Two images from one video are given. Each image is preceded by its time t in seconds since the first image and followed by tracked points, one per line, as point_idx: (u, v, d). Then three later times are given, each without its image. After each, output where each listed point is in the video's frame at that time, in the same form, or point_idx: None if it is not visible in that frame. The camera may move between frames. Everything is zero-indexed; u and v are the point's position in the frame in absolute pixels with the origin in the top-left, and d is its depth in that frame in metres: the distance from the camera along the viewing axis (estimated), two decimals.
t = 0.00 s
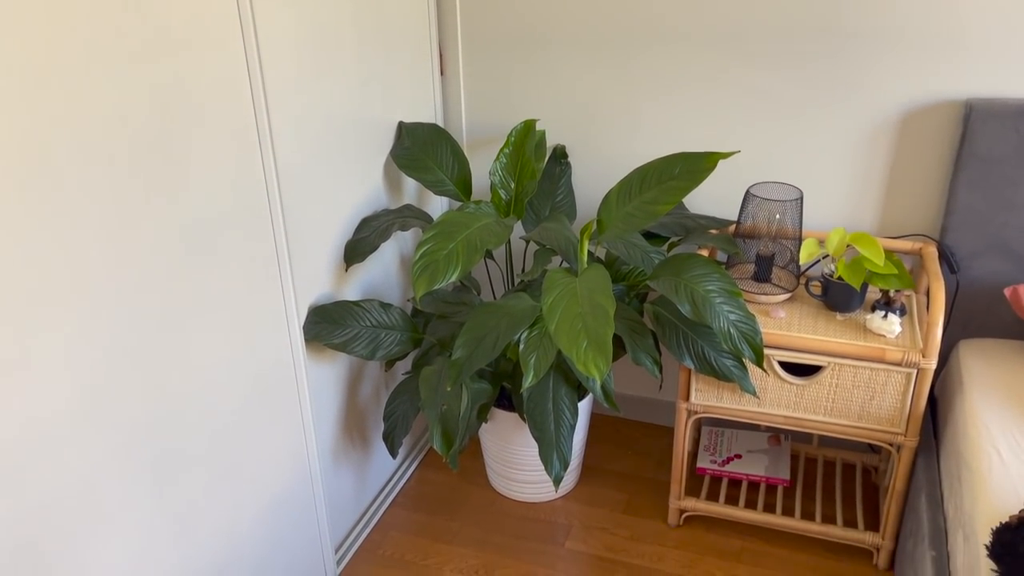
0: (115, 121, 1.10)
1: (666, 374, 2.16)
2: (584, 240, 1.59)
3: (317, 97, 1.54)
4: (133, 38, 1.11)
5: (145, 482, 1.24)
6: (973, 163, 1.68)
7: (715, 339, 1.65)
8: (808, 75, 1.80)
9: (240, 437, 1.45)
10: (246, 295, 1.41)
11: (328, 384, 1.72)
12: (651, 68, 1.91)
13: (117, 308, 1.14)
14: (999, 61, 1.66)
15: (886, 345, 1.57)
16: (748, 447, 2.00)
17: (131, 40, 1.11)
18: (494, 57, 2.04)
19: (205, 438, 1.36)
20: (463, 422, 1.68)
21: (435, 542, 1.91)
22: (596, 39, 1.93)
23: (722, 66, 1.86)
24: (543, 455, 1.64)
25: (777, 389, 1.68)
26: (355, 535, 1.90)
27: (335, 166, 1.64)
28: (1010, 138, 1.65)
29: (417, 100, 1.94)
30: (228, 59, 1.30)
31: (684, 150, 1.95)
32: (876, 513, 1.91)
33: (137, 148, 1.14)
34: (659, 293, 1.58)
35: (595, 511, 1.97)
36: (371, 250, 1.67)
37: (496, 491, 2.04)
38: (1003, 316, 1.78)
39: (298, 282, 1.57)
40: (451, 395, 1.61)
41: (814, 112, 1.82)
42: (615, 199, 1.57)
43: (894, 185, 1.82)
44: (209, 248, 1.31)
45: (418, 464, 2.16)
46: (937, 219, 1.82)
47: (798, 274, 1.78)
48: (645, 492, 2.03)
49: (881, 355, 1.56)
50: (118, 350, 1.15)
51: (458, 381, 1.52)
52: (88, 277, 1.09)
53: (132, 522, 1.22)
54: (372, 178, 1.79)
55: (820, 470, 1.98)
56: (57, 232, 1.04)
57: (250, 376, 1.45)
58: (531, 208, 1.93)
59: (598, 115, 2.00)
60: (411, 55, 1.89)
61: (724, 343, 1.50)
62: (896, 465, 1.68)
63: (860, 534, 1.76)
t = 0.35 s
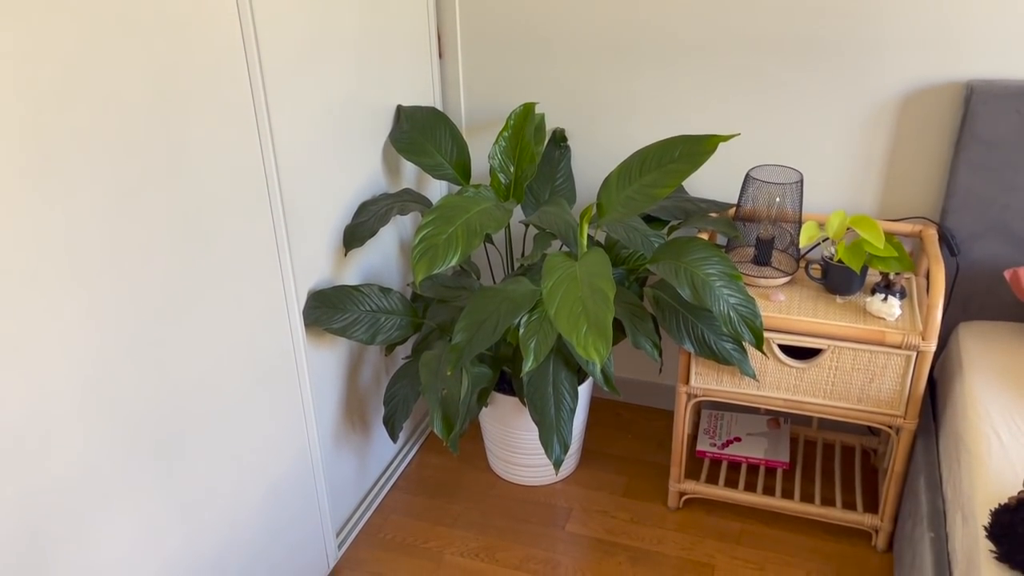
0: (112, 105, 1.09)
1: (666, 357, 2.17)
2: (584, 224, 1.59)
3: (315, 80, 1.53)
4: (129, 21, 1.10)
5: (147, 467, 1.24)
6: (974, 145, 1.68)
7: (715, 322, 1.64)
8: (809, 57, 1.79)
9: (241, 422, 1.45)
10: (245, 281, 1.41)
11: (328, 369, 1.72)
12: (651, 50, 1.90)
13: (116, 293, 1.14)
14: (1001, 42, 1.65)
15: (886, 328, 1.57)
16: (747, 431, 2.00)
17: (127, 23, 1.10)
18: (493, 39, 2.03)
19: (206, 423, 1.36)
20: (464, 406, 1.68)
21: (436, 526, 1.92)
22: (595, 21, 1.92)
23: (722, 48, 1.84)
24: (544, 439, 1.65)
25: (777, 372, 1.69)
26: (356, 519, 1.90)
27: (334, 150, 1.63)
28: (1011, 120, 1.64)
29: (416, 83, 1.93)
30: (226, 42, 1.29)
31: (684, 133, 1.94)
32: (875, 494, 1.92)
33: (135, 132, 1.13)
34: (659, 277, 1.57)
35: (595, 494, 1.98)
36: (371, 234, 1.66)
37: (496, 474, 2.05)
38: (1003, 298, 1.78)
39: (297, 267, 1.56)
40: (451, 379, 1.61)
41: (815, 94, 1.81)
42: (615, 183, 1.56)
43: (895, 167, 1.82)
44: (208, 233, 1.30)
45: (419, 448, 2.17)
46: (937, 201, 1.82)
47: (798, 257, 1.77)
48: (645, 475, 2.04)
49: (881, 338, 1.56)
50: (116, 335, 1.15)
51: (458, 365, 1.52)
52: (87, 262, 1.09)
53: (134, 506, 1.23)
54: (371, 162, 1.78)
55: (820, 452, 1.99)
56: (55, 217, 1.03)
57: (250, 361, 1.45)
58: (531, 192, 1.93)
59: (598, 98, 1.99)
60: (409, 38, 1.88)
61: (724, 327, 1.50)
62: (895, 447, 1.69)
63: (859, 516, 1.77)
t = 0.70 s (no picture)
0: (104, 92, 1.08)
1: (664, 344, 2.16)
2: (582, 211, 1.58)
3: (310, 66, 1.52)
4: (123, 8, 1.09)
5: (144, 455, 1.24)
6: (973, 131, 1.67)
7: (714, 309, 1.64)
8: (808, 43, 1.78)
9: (239, 410, 1.45)
10: (242, 269, 1.41)
11: (326, 357, 1.72)
12: (649, 36, 1.89)
13: (112, 281, 1.14)
14: (1001, 27, 1.64)
15: (884, 315, 1.57)
16: (745, 417, 2.00)
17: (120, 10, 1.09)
18: (491, 25, 2.01)
19: (203, 411, 1.36)
20: (462, 394, 1.68)
21: (435, 513, 1.92)
22: (593, 6, 1.90)
23: (721, 33, 1.83)
24: (542, 426, 1.65)
25: (775, 359, 1.69)
26: (355, 506, 1.91)
27: (330, 137, 1.62)
28: (1010, 105, 1.63)
29: (412, 70, 1.92)
30: (220, 29, 1.28)
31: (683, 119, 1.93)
32: (872, 480, 1.92)
33: (128, 118, 1.12)
34: (658, 264, 1.57)
35: (593, 481, 1.99)
36: (368, 222, 1.66)
37: (495, 461, 2.05)
38: (1001, 284, 1.78)
39: (294, 255, 1.56)
40: (449, 366, 1.61)
41: (814, 80, 1.80)
42: (613, 169, 1.55)
43: (894, 153, 1.81)
44: (205, 221, 1.30)
45: (417, 435, 2.17)
46: (936, 187, 1.81)
47: (796, 243, 1.76)
48: (643, 462, 2.04)
49: (879, 325, 1.56)
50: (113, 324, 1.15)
51: (456, 353, 1.52)
52: (83, 250, 1.08)
53: (132, 494, 1.23)
54: (368, 149, 1.78)
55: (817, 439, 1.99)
56: (49, 204, 1.03)
57: (247, 349, 1.45)
58: (528, 179, 1.92)
59: (596, 84, 1.98)
60: (405, 24, 1.86)
61: (723, 314, 1.49)
62: (893, 433, 1.69)
63: (857, 502, 1.78)
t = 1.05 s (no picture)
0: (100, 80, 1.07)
1: (664, 334, 2.16)
2: (582, 200, 1.57)
3: (308, 55, 1.51)
4: None
5: (143, 446, 1.24)
6: (976, 119, 1.66)
7: (714, 300, 1.63)
8: (810, 31, 1.76)
9: (237, 401, 1.44)
10: (240, 259, 1.40)
11: (325, 348, 1.71)
12: (650, 23, 1.87)
13: (110, 272, 1.13)
14: (1004, 15, 1.62)
15: (885, 305, 1.56)
16: (745, 407, 2.00)
17: None
18: (490, 13, 2.00)
19: (202, 402, 1.35)
20: (461, 384, 1.67)
21: (434, 503, 1.92)
22: None
23: (723, 20, 1.81)
24: (542, 417, 1.64)
25: (775, 349, 1.68)
26: (355, 496, 1.91)
27: (329, 127, 1.61)
28: (1012, 93, 1.62)
29: (411, 59, 1.90)
30: (218, 17, 1.26)
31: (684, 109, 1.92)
32: (872, 470, 1.92)
33: (125, 107, 1.11)
34: (658, 254, 1.56)
35: (593, 471, 1.98)
36: (366, 212, 1.65)
37: (494, 452, 2.05)
38: (1003, 274, 1.77)
39: (293, 246, 1.55)
40: (448, 357, 1.60)
41: (816, 68, 1.79)
42: (613, 159, 1.54)
43: (896, 142, 1.80)
44: (203, 211, 1.29)
45: (417, 425, 2.17)
46: (938, 176, 1.80)
47: (798, 233, 1.76)
48: (643, 452, 2.04)
49: (880, 315, 1.55)
50: (110, 314, 1.14)
51: (455, 343, 1.51)
52: (80, 240, 1.07)
53: (130, 486, 1.22)
54: (367, 138, 1.76)
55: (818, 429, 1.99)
56: (46, 195, 1.02)
57: (246, 340, 1.44)
58: (527, 168, 1.91)
59: (596, 73, 1.96)
60: (404, 12, 1.84)
61: (723, 304, 1.49)
62: (894, 424, 1.69)
63: (857, 492, 1.77)
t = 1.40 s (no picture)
0: (99, 72, 1.06)
1: (667, 329, 2.15)
2: (584, 194, 1.56)
3: (309, 48, 1.50)
4: None
5: (144, 442, 1.23)
6: (982, 112, 1.65)
7: (717, 295, 1.62)
8: (815, 23, 1.75)
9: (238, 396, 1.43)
10: (241, 254, 1.39)
11: (326, 342, 1.70)
12: (654, 15, 1.86)
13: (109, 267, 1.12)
14: (1012, 6, 1.61)
15: (890, 300, 1.55)
16: (749, 402, 1.99)
17: None
18: (493, 5, 1.98)
19: (203, 398, 1.34)
20: (463, 379, 1.66)
21: (436, 498, 1.91)
22: None
23: (727, 13, 1.80)
24: (544, 412, 1.63)
25: (779, 344, 1.67)
26: (356, 491, 1.90)
27: (330, 120, 1.60)
28: (1019, 86, 1.61)
29: (413, 51, 1.89)
30: (218, 10, 1.25)
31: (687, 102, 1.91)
32: (876, 466, 1.91)
33: (124, 100, 1.10)
34: (661, 248, 1.55)
35: (595, 466, 1.98)
36: (368, 206, 1.64)
37: (496, 447, 2.04)
38: (1009, 268, 1.76)
39: (294, 240, 1.54)
40: (450, 352, 1.59)
41: (821, 61, 1.77)
42: (616, 153, 1.53)
43: (901, 136, 1.78)
44: (203, 206, 1.28)
45: (418, 420, 2.16)
46: (943, 170, 1.79)
47: (802, 227, 1.74)
48: (645, 447, 2.03)
49: (885, 310, 1.54)
50: (110, 309, 1.13)
51: (457, 338, 1.50)
52: (79, 235, 1.06)
53: (131, 483, 1.22)
54: (368, 132, 1.75)
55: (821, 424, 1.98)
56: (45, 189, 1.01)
57: (246, 335, 1.43)
58: (530, 162, 1.89)
59: (599, 65, 1.95)
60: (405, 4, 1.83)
61: (727, 299, 1.48)
62: (898, 419, 1.68)
63: (860, 488, 1.77)
